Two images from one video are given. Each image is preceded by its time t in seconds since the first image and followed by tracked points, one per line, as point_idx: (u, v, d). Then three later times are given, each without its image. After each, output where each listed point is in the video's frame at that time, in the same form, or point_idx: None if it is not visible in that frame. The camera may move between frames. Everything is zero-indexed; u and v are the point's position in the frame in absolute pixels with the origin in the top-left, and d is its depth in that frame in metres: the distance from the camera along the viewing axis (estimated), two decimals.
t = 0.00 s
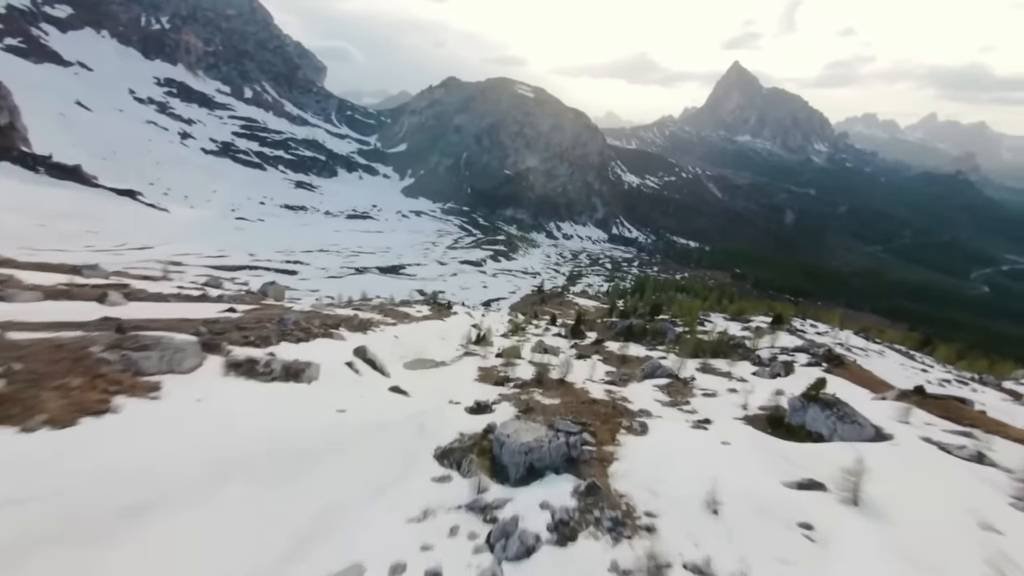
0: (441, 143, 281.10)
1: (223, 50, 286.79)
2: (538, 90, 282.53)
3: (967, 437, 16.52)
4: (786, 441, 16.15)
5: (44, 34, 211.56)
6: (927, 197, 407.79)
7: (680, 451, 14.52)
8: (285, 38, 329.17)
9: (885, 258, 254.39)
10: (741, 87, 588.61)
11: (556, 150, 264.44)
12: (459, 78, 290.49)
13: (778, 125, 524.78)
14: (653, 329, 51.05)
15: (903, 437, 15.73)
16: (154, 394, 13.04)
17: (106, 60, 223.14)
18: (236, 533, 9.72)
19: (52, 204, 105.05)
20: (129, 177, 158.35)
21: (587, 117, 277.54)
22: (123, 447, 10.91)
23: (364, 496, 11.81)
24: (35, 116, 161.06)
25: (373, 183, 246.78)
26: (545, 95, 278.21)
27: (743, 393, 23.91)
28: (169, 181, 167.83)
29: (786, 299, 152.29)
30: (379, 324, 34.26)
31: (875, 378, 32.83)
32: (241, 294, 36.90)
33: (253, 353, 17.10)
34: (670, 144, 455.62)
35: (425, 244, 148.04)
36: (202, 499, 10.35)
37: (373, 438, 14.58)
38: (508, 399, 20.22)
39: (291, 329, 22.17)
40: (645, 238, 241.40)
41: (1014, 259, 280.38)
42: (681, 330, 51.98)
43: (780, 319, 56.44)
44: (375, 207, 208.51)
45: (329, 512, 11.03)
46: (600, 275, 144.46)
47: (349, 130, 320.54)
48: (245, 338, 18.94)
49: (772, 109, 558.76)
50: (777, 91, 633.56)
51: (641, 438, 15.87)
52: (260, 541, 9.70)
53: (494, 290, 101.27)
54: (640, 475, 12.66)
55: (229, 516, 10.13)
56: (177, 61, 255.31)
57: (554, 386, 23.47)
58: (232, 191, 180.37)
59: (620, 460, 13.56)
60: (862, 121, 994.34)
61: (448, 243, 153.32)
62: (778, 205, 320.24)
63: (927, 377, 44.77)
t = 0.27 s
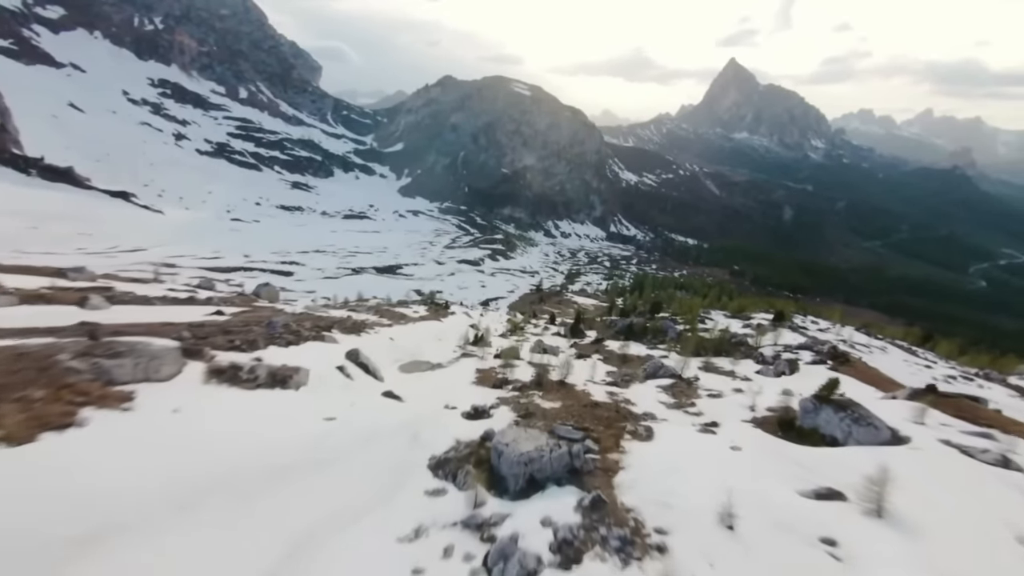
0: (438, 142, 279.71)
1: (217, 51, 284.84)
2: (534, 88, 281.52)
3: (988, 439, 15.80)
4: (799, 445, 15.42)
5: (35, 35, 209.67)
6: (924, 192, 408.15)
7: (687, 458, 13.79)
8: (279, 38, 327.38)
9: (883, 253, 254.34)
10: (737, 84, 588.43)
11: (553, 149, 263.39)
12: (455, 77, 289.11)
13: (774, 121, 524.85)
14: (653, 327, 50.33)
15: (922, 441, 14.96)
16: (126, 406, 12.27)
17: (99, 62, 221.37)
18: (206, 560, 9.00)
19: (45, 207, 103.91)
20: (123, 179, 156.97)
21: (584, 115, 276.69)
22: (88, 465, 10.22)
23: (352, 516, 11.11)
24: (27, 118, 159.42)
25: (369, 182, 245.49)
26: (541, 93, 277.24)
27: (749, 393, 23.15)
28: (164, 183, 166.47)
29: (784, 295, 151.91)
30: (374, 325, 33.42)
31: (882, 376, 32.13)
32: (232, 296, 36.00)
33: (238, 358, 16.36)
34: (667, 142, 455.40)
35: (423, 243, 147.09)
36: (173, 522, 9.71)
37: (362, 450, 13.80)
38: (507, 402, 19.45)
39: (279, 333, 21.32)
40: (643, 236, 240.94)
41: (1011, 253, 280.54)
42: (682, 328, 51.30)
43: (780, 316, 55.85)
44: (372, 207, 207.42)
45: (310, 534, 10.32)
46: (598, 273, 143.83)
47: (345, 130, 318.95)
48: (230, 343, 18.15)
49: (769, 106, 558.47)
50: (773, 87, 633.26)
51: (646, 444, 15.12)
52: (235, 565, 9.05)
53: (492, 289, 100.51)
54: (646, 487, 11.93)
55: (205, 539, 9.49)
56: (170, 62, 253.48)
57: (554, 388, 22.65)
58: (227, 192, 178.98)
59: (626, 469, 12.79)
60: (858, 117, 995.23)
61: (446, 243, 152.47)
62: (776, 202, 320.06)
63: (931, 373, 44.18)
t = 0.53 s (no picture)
0: (432, 141, 277.50)
1: (208, 51, 281.50)
2: (529, 85, 279.77)
3: (1020, 442, 14.76)
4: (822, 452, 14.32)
5: (22, 37, 206.33)
6: (918, 184, 409.02)
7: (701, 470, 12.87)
8: (271, 37, 324.08)
9: (879, 247, 254.30)
10: (732, 79, 587.94)
11: (549, 146, 261.61)
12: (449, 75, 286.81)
13: (769, 116, 524.87)
14: (654, 324, 49.17)
15: (954, 446, 13.88)
16: (76, 426, 11.04)
17: (87, 63, 218.19)
18: None
19: (32, 212, 101.77)
20: (113, 182, 154.56)
21: (579, 112, 275.27)
22: (31, 491, 9.04)
23: (332, 541, 9.96)
24: (14, 122, 156.60)
25: (364, 182, 243.37)
26: (535, 90, 275.52)
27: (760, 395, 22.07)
28: (155, 186, 164.08)
29: (782, 290, 151.22)
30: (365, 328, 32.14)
31: (892, 372, 31.12)
32: (219, 300, 34.60)
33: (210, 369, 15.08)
34: (662, 138, 454.53)
35: (418, 243, 145.52)
36: (125, 556, 8.54)
37: (347, 466, 12.61)
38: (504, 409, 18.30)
39: (261, 340, 20.05)
40: (640, 232, 240.06)
41: (1006, 245, 281.13)
42: (683, 325, 50.17)
43: (782, 311, 54.82)
44: (366, 207, 205.52)
45: (285, 563, 9.26)
46: (596, 270, 142.82)
47: (339, 130, 316.07)
48: (206, 351, 16.91)
49: (763, 101, 558.39)
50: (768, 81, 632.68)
51: (657, 454, 14.05)
52: None
53: (489, 288, 99.24)
54: (659, 504, 10.94)
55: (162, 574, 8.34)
56: (160, 63, 250.21)
57: (555, 392, 21.42)
58: (220, 194, 176.53)
59: (636, 485, 11.71)
60: (852, 111, 997.57)
61: (442, 242, 151.01)
62: (772, 196, 319.71)
63: (939, 367, 43.25)
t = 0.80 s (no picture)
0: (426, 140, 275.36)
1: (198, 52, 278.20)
2: (522, 82, 278.23)
3: None
4: (847, 459, 13.36)
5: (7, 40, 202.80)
6: (912, 177, 409.98)
7: (718, 486, 11.84)
8: (261, 38, 320.86)
9: (874, 239, 254.30)
10: (725, 74, 587.85)
11: (543, 143, 260.21)
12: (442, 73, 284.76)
13: (763, 111, 525.11)
14: (654, 321, 48.01)
15: (993, 452, 12.83)
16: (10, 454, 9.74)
17: (75, 66, 214.94)
18: None
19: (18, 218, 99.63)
20: (103, 186, 152.09)
21: (574, 109, 273.98)
22: None
23: (308, 573, 8.83)
24: None
25: (358, 183, 241.40)
26: (529, 88, 273.97)
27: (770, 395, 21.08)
28: (145, 189, 161.56)
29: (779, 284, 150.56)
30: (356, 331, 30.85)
31: (904, 368, 30.08)
32: (203, 305, 33.16)
33: (178, 383, 13.82)
34: (657, 135, 453.91)
35: (413, 243, 143.86)
36: None
37: (327, 490, 11.49)
38: (501, 417, 17.16)
39: (239, 347, 18.80)
40: (636, 229, 239.22)
41: (1000, 236, 281.80)
42: (684, 322, 49.06)
43: (784, 306, 53.83)
44: (361, 207, 203.72)
45: None
46: (593, 268, 141.67)
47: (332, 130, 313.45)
48: (177, 362, 15.66)
49: (757, 95, 558.60)
50: (761, 76, 632.88)
51: (668, 466, 13.00)
52: None
53: (485, 287, 97.92)
54: (680, 531, 9.96)
55: None
56: (150, 65, 247.06)
57: (556, 396, 20.24)
58: (212, 197, 174.31)
59: (649, 509, 10.59)
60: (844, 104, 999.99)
61: (437, 241, 149.55)
62: (767, 190, 319.51)
63: (945, 360, 42.40)
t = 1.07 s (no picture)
0: (420, 139, 273.07)
1: (187, 53, 274.74)
2: (516, 80, 276.67)
3: None
4: (873, 470, 12.44)
5: None
6: (905, 171, 411.31)
7: (738, 504, 10.73)
8: (252, 38, 317.47)
9: (869, 233, 254.67)
10: (719, 70, 588.16)
11: (538, 141, 258.70)
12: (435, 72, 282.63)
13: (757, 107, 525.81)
14: (654, 319, 46.90)
15: None
16: None
17: (62, 69, 211.62)
18: None
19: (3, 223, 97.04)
20: (92, 190, 149.36)
21: (568, 106, 272.82)
22: None
23: None
24: None
25: (352, 183, 239.13)
26: (523, 85, 272.47)
27: (782, 396, 20.03)
28: (136, 193, 159.01)
29: (776, 279, 150.04)
30: (346, 334, 29.60)
31: (916, 365, 29.07)
32: (186, 310, 31.79)
33: (141, 398, 12.69)
34: (652, 131, 453.38)
35: (408, 243, 142.14)
36: None
37: (301, 520, 10.33)
38: (498, 425, 15.99)
39: (215, 355, 17.56)
40: (632, 226, 238.64)
41: (993, 228, 282.80)
42: (685, 319, 48.01)
43: (785, 301, 52.94)
44: (355, 208, 201.74)
45: None
46: (590, 266, 140.71)
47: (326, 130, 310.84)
48: (144, 374, 14.44)
49: (751, 91, 559.60)
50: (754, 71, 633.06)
51: (680, 480, 11.94)
52: None
53: (482, 286, 96.69)
54: (702, 561, 8.97)
55: None
56: (138, 67, 243.74)
57: (556, 401, 19.05)
58: (204, 199, 172.00)
59: (664, 539, 9.62)
60: (837, 99, 1004.01)
61: (433, 241, 148.08)
62: (762, 186, 319.48)
63: (950, 354, 41.59)
